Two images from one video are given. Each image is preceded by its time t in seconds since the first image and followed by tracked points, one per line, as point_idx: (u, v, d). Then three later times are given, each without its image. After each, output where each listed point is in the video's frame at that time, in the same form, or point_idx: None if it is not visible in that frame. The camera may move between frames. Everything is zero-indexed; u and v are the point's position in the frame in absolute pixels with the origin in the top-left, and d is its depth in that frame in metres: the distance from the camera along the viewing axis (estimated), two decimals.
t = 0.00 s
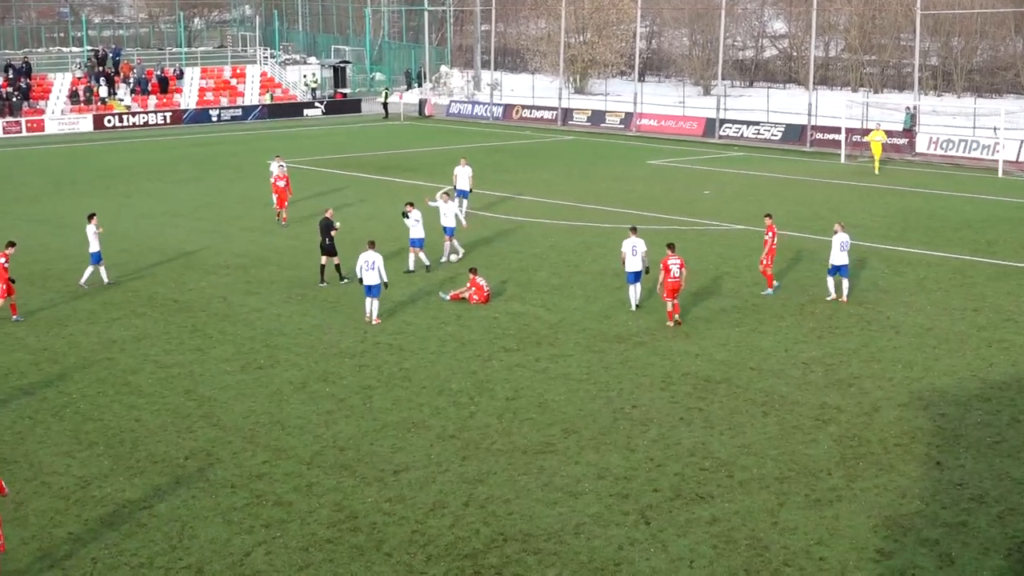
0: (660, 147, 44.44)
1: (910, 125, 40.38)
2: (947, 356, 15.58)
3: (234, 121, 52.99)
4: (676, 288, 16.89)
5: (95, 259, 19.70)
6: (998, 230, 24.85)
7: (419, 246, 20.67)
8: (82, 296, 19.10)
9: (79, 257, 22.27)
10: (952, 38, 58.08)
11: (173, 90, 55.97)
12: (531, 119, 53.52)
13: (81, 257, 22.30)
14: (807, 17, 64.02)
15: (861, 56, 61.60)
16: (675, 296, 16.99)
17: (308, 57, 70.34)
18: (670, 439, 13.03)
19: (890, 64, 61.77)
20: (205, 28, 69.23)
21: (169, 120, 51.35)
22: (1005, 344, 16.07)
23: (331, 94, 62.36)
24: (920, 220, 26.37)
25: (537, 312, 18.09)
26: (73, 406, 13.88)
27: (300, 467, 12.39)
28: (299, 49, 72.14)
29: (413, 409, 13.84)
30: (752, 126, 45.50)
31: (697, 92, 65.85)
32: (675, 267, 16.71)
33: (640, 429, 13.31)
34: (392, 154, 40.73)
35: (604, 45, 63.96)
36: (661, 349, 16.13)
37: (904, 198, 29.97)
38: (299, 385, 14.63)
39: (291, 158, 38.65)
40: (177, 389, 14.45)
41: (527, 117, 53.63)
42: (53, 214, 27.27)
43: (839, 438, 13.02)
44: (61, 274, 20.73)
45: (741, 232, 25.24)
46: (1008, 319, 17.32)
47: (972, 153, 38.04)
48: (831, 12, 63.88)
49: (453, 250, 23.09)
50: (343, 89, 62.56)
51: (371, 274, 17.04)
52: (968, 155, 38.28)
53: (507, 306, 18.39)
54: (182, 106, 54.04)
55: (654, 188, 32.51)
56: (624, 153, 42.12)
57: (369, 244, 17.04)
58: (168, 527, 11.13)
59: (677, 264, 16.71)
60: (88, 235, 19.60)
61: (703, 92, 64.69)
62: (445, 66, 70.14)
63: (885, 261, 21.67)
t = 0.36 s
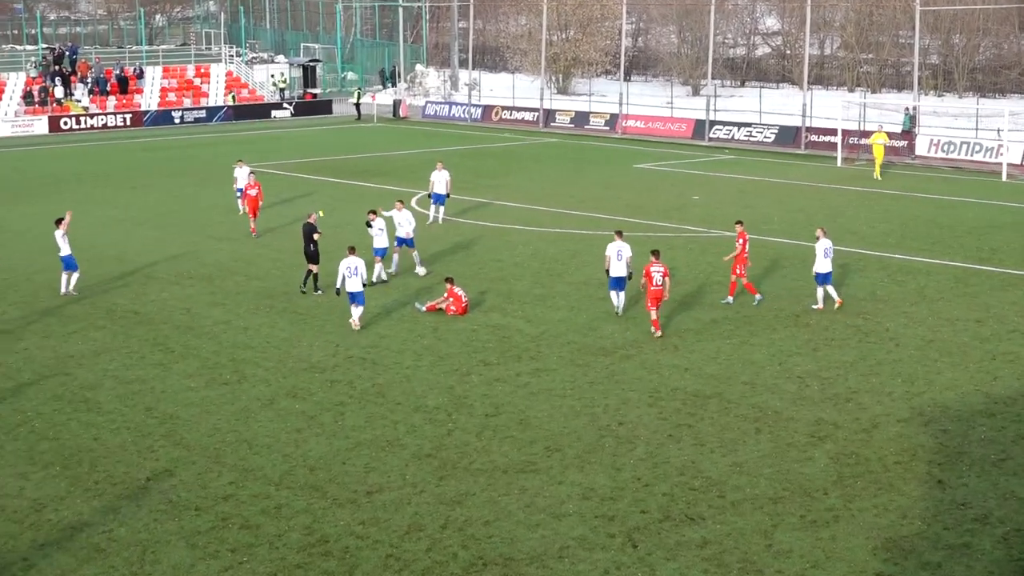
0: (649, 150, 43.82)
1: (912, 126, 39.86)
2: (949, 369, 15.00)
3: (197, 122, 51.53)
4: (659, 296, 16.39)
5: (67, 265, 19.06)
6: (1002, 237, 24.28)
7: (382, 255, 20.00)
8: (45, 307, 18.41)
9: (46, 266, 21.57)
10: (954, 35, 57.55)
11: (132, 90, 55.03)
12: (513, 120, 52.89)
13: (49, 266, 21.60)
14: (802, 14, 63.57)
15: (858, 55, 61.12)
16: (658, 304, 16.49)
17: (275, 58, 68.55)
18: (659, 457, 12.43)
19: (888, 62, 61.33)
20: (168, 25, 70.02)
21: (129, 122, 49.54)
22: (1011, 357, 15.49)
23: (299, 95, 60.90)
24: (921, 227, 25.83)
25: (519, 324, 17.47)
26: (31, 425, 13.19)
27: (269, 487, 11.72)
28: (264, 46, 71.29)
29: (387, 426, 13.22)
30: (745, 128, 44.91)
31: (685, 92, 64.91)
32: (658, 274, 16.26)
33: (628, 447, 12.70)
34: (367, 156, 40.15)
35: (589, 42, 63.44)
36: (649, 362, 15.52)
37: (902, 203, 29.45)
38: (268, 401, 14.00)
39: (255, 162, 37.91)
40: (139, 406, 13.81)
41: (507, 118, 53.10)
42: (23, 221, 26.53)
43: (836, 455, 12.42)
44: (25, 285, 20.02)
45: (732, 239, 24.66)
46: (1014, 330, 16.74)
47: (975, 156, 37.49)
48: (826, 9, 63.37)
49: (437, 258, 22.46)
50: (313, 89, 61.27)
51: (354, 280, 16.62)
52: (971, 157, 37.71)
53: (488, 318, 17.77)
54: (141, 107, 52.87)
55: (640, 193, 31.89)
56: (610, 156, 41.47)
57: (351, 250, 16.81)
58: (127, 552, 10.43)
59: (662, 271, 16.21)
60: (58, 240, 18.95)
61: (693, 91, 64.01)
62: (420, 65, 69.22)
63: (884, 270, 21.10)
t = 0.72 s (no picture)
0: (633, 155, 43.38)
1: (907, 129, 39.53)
2: (946, 382, 14.53)
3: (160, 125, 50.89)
4: (639, 304, 16.05)
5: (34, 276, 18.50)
6: (1000, 245, 23.87)
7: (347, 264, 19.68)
8: (10, 321, 17.79)
9: (12, 277, 20.92)
10: (950, 34, 57.20)
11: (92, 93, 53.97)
12: (491, 124, 52.45)
13: (16, 277, 20.94)
14: (791, 12, 63.24)
15: (851, 55, 60.72)
16: (639, 311, 16.17)
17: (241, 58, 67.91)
18: (644, 475, 11.94)
19: (879, 62, 60.87)
20: (128, 24, 70.40)
21: (88, 126, 48.63)
22: (1010, 369, 15.04)
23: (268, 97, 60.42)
24: (917, 234, 25.40)
25: (499, 336, 16.94)
26: None
27: (236, 508, 11.19)
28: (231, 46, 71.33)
29: (360, 444, 12.71)
30: (732, 132, 44.50)
31: (671, 93, 64.27)
32: (639, 280, 15.92)
33: (613, 465, 12.20)
34: (336, 162, 39.44)
35: (571, 41, 62.92)
36: (634, 376, 15.03)
37: (896, 209, 29.07)
38: (234, 418, 13.46)
39: (215, 168, 37.00)
40: (100, 424, 13.25)
41: (483, 121, 52.86)
42: None
43: (829, 473, 11.94)
44: None
45: (720, 247, 24.20)
46: (1013, 341, 16.30)
47: (972, 159, 37.15)
48: (816, 7, 62.78)
49: (419, 267, 21.95)
50: (280, 91, 60.50)
51: (332, 285, 16.29)
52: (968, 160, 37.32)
53: (465, 330, 17.27)
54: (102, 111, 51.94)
55: (624, 198, 31.44)
56: (594, 161, 40.98)
57: (327, 256, 16.46)
58: None
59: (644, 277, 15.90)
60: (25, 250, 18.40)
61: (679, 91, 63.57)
62: (393, 66, 68.59)
63: (878, 279, 20.64)
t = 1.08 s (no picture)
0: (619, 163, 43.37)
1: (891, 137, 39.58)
2: (930, 392, 14.51)
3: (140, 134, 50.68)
4: (615, 311, 16.18)
5: (22, 286, 18.52)
6: (986, 253, 23.90)
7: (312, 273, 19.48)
8: None
9: None
10: (932, 43, 57.39)
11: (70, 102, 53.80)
12: (473, 133, 52.32)
13: None
14: (774, 21, 63.38)
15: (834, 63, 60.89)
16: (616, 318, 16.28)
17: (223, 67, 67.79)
18: (628, 485, 11.90)
19: (862, 71, 61.04)
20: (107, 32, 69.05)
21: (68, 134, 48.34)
22: (994, 378, 15.03)
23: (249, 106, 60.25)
24: (902, 242, 25.43)
25: (482, 346, 16.89)
26: None
27: (218, 519, 11.12)
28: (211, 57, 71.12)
29: (342, 454, 12.66)
30: (716, 140, 44.50)
31: (655, 101, 64.37)
32: (613, 289, 15.98)
33: (597, 475, 12.16)
34: (318, 171, 39.34)
35: (554, 49, 62.95)
36: (618, 386, 15.00)
37: (882, 217, 29.11)
38: (216, 429, 13.41)
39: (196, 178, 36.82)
40: (81, 435, 13.18)
41: (466, 130, 52.41)
42: None
43: (813, 482, 11.92)
44: None
45: (705, 256, 24.19)
46: (998, 351, 16.30)
47: (956, 168, 37.19)
48: (799, 16, 62.94)
49: (404, 276, 21.91)
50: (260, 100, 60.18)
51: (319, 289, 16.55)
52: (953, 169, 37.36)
53: (449, 339, 17.24)
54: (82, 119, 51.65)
55: (609, 207, 31.43)
56: (578, 170, 40.95)
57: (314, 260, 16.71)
58: None
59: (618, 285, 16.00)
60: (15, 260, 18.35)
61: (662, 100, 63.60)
62: (375, 74, 68.43)
63: (863, 288, 20.65)
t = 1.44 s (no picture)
0: (609, 170, 43.38)
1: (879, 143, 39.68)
2: (919, 399, 14.52)
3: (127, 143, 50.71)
4: (596, 315, 16.34)
5: (16, 291, 18.51)
6: (974, 260, 23.94)
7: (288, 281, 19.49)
8: None
9: None
10: (920, 51, 57.52)
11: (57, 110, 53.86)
12: (462, 140, 52.34)
13: None
14: (762, 29, 63.38)
15: (822, 71, 60.97)
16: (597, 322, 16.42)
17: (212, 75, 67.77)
18: (617, 492, 11.89)
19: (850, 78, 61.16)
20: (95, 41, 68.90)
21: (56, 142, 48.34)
22: (981, 385, 15.05)
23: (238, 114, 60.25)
24: (891, 249, 25.48)
25: (470, 354, 16.88)
26: None
27: (207, 526, 11.10)
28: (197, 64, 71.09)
29: (331, 462, 12.65)
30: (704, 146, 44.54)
31: (643, 109, 64.44)
32: (593, 294, 16.17)
33: (586, 482, 12.15)
34: (309, 177, 39.31)
35: (543, 57, 62.88)
36: (606, 393, 14.99)
37: (871, 224, 29.18)
38: (204, 437, 13.39)
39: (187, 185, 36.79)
40: (69, 443, 13.16)
41: (454, 137, 52.66)
42: None
43: (801, 489, 11.93)
44: None
45: (694, 262, 24.19)
46: (986, 357, 16.32)
47: (944, 175, 37.32)
48: (787, 24, 63.01)
49: (393, 284, 21.90)
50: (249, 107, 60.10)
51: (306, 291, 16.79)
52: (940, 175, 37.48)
53: (437, 347, 17.23)
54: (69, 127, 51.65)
55: (598, 214, 31.44)
56: (567, 177, 40.96)
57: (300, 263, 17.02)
58: None
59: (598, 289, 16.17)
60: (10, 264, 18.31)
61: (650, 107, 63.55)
62: (363, 81, 68.34)
63: (851, 295, 20.67)
